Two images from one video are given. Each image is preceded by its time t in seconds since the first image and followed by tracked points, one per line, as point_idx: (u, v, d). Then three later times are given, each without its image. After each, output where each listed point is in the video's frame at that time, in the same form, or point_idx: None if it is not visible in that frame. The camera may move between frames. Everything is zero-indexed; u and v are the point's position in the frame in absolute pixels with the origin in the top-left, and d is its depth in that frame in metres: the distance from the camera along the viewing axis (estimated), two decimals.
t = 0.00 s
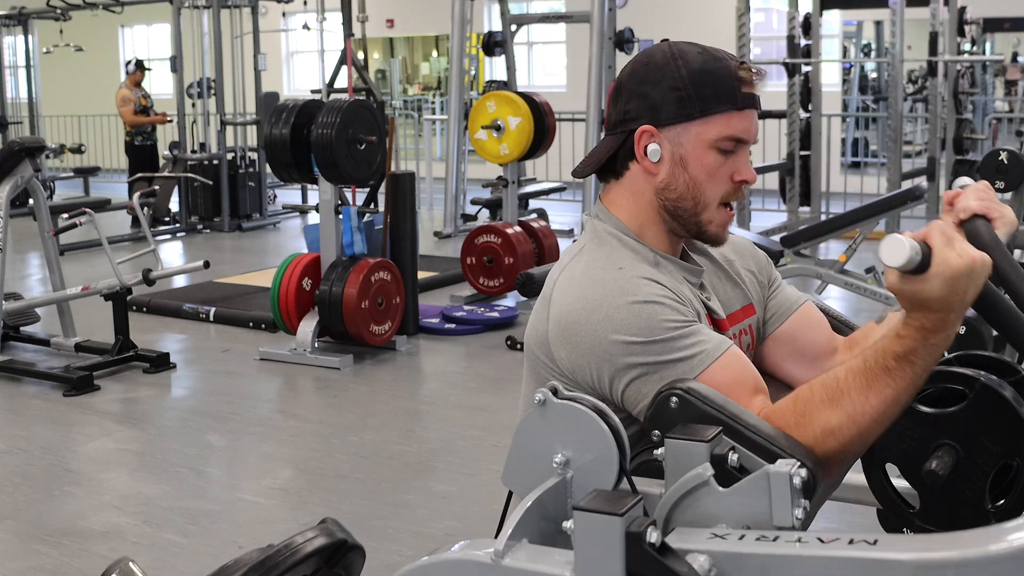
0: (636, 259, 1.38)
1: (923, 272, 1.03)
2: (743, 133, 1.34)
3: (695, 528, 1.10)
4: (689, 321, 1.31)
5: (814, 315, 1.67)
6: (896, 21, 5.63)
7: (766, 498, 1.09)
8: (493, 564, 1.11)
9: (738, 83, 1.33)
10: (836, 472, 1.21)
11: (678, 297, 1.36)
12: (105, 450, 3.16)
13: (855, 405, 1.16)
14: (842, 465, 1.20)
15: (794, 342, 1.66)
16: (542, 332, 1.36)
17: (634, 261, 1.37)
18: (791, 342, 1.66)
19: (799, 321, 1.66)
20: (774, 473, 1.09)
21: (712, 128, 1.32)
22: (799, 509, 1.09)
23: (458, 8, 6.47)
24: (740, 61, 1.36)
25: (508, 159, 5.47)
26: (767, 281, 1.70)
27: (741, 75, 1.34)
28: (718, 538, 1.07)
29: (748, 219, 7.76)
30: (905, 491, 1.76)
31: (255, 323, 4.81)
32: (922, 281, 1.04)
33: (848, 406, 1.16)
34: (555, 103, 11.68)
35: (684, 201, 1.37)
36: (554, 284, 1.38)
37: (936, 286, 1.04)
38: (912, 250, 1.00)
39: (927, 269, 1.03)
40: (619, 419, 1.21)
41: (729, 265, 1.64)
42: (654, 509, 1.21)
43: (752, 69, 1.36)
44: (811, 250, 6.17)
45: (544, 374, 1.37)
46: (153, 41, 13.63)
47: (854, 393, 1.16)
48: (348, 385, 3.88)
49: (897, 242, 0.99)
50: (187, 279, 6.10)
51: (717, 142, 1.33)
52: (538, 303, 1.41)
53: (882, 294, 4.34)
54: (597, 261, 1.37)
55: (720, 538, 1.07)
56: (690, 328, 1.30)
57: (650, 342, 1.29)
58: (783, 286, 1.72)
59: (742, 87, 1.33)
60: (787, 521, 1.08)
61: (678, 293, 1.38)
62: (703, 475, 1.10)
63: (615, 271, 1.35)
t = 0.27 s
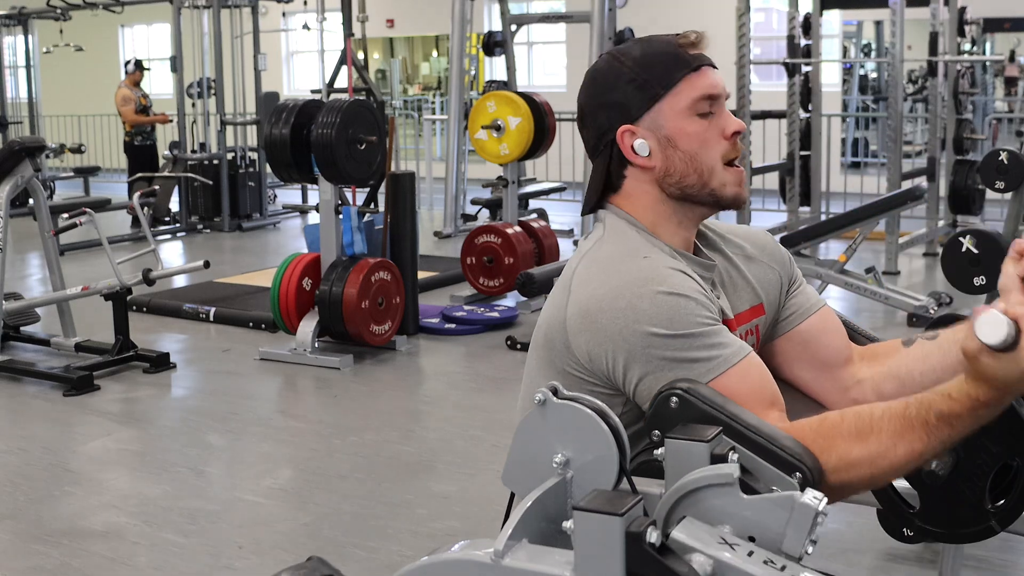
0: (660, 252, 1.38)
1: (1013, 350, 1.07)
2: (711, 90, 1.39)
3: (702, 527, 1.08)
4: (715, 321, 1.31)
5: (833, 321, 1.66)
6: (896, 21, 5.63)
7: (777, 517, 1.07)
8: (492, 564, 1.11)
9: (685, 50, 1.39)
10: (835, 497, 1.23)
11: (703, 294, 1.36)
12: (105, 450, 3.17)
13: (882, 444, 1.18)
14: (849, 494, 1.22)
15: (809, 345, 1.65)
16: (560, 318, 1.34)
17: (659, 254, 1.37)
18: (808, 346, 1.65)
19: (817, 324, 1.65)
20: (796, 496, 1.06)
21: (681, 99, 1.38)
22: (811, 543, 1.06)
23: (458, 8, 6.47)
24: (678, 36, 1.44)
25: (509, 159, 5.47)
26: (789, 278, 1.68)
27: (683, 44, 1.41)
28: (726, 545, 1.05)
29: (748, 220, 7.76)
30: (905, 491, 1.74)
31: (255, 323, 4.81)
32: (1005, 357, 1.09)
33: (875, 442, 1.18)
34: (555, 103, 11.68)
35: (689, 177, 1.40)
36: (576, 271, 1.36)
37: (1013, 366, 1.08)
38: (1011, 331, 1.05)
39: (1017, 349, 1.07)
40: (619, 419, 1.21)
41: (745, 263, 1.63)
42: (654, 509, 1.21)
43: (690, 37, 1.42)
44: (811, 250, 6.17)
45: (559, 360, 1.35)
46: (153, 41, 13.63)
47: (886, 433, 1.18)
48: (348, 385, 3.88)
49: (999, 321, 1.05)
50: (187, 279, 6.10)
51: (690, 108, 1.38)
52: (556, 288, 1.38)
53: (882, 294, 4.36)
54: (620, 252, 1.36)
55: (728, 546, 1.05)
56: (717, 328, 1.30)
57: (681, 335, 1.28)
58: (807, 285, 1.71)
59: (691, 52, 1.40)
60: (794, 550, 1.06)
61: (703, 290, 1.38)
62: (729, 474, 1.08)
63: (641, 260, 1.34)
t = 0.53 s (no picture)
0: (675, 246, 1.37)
1: None
2: (682, 79, 1.41)
3: (711, 528, 1.08)
4: (730, 317, 1.30)
5: (835, 318, 1.64)
6: (896, 21, 5.63)
7: (784, 537, 1.06)
8: (493, 564, 1.10)
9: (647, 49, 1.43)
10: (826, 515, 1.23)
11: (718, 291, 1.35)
12: (105, 450, 3.16)
13: (892, 482, 1.18)
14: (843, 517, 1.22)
15: (815, 344, 1.62)
16: (573, 305, 1.32)
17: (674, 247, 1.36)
18: (813, 344, 1.62)
19: (822, 322, 1.63)
20: (811, 529, 1.04)
21: (653, 94, 1.40)
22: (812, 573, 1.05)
23: (458, 8, 6.47)
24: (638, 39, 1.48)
25: (509, 159, 5.47)
26: (793, 276, 1.64)
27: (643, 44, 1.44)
28: (729, 555, 1.06)
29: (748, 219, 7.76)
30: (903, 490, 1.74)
31: (255, 323, 4.81)
32: None
33: (886, 480, 1.18)
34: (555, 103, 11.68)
35: (680, 167, 1.41)
36: (591, 260, 1.35)
37: None
38: None
39: None
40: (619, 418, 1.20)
41: (745, 258, 1.60)
42: (653, 509, 1.20)
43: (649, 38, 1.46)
44: (811, 250, 6.17)
45: (570, 347, 1.34)
46: (153, 41, 13.63)
47: (902, 474, 1.18)
48: (348, 385, 3.88)
49: None
50: (187, 279, 6.10)
51: (663, 99, 1.40)
52: (569, 275, 1.37)
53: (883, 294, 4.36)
54: (636, 243, 1.36)
55: (733, 557, 1.06)
56: (733, 324, 1.29)
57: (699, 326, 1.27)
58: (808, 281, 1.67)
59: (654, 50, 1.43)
60: None
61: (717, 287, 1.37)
62: (750, 484, 1.06)
63: (657, 250, 1.33)
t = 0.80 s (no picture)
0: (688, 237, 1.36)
1: None
2: (677, 79, 1.41)
3: (720, 529, 1.08)
4: (744, 312, 1.29)
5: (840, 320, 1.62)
6: (896, 21, 5.63)
7: (783, 551, 1.08)
8: (493, 564, 1.10)
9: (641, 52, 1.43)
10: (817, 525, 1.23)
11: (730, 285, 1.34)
12: (105, 450, 3.16)
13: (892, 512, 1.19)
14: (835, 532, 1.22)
15: (820, 345, 1.60)
16: (585, 296, 1.32)
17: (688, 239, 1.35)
18: (816, 344, 1.60)
19: (829, 323, 1.61)
20: (814, 555, 1.07)
21: (648, 96, 1.40)
22: None
23: (458, 8, 6.47)
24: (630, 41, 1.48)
25: (509, 159, 5.47)
26: (796, 274, 1.61)
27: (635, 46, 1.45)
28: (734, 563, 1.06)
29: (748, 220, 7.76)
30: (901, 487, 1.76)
31: (255, 323, 4.81)
32: None
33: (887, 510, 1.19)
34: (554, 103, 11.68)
35: (681, 165, 1.40)
36: (605, 249, 1.35)
37: None
38: None
39: None
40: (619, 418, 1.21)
41: (748, 257, 1.57)
42: (654, 509, 1.20)
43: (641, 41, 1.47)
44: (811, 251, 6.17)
45: (581, 331, 1.33)
46: (153, 41, 13.64)
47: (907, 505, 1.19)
48: (347, 385, 3.88)
49: None
50: (187, 279, 6.10)
51: (659, 99, 1.40)
52: (579, 266, 1.37)
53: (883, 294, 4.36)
54: (649, 235, 1.35)
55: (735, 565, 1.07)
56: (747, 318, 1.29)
57: (714, 317, 1.26)
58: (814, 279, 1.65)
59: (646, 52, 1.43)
60: None
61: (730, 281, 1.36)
62: (767, 498, 1.07)
63: (672, 241, 1.32)
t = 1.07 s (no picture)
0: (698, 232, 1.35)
1: None
2: (690, 79, 1.41)
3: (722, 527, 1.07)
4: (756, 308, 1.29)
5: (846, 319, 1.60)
6: (896, 21, 5.63)
7: (781, 553, 1.08)
8: (492, 564, 1.10)
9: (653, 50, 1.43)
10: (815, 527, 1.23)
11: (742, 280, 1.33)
12: (105, 450, 3.16)
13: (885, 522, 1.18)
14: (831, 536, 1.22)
15: (823, 343, 1.58)
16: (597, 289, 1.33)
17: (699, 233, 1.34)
18: (821, 343, 1.58)
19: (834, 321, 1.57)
20: (811, 564, 1.06)
21: (657, 95, 1.40)
22: None
23: (458, 8, 6.47)
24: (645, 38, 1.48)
25: (509, 160, 5.47)
26: (802, 270, 1.56)
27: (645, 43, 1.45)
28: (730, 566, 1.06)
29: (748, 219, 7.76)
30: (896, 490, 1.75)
31: (255, 323, 4.81)
32: None
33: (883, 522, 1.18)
34: (554, 103, 11.68)
35: (692, 162, 1.39)
36: (612, 246, 1.35)
37: None
38: None
39: None
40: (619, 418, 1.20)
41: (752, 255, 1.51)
42: (654, 509, 1.20)
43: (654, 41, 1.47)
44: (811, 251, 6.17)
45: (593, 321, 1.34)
46: (153, 41, 13.64)
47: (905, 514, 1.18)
48: (348, 385, 3.88)
49: None
50: (187, 279, 6.10)
51: (670, 96, 1.40)
52: (591, 258, 1.37)
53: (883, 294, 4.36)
54: (660, 229, 1.34)
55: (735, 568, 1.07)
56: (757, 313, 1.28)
57: (725, 312, 1.25)
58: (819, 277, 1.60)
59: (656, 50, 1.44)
60: None
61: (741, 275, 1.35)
62: (774, 503, 1.07)
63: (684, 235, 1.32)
